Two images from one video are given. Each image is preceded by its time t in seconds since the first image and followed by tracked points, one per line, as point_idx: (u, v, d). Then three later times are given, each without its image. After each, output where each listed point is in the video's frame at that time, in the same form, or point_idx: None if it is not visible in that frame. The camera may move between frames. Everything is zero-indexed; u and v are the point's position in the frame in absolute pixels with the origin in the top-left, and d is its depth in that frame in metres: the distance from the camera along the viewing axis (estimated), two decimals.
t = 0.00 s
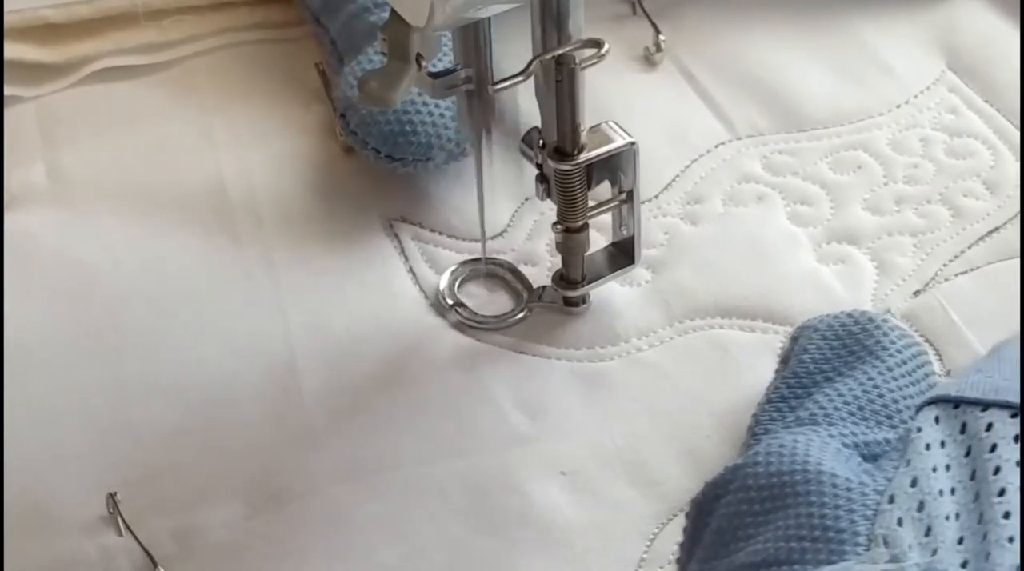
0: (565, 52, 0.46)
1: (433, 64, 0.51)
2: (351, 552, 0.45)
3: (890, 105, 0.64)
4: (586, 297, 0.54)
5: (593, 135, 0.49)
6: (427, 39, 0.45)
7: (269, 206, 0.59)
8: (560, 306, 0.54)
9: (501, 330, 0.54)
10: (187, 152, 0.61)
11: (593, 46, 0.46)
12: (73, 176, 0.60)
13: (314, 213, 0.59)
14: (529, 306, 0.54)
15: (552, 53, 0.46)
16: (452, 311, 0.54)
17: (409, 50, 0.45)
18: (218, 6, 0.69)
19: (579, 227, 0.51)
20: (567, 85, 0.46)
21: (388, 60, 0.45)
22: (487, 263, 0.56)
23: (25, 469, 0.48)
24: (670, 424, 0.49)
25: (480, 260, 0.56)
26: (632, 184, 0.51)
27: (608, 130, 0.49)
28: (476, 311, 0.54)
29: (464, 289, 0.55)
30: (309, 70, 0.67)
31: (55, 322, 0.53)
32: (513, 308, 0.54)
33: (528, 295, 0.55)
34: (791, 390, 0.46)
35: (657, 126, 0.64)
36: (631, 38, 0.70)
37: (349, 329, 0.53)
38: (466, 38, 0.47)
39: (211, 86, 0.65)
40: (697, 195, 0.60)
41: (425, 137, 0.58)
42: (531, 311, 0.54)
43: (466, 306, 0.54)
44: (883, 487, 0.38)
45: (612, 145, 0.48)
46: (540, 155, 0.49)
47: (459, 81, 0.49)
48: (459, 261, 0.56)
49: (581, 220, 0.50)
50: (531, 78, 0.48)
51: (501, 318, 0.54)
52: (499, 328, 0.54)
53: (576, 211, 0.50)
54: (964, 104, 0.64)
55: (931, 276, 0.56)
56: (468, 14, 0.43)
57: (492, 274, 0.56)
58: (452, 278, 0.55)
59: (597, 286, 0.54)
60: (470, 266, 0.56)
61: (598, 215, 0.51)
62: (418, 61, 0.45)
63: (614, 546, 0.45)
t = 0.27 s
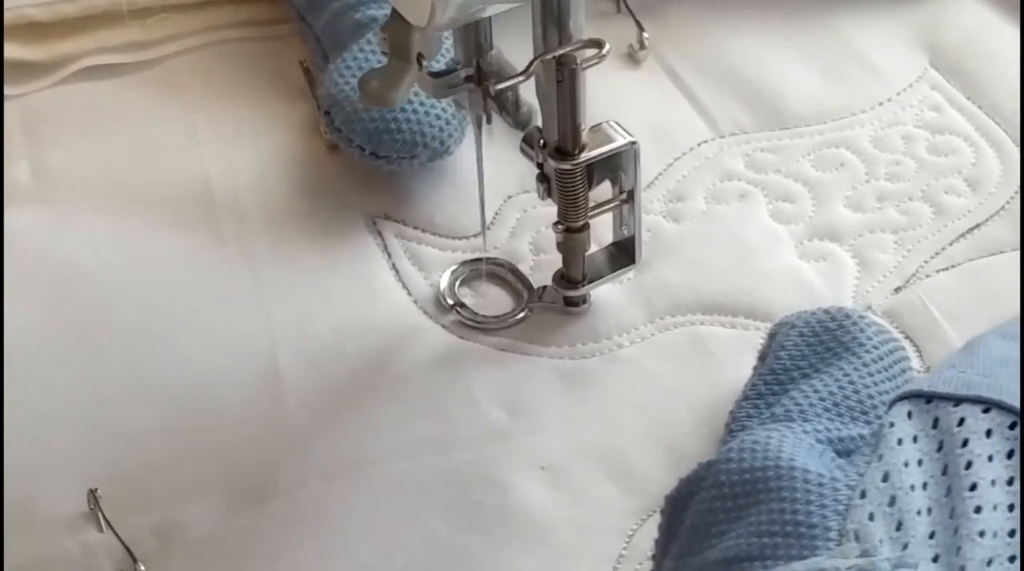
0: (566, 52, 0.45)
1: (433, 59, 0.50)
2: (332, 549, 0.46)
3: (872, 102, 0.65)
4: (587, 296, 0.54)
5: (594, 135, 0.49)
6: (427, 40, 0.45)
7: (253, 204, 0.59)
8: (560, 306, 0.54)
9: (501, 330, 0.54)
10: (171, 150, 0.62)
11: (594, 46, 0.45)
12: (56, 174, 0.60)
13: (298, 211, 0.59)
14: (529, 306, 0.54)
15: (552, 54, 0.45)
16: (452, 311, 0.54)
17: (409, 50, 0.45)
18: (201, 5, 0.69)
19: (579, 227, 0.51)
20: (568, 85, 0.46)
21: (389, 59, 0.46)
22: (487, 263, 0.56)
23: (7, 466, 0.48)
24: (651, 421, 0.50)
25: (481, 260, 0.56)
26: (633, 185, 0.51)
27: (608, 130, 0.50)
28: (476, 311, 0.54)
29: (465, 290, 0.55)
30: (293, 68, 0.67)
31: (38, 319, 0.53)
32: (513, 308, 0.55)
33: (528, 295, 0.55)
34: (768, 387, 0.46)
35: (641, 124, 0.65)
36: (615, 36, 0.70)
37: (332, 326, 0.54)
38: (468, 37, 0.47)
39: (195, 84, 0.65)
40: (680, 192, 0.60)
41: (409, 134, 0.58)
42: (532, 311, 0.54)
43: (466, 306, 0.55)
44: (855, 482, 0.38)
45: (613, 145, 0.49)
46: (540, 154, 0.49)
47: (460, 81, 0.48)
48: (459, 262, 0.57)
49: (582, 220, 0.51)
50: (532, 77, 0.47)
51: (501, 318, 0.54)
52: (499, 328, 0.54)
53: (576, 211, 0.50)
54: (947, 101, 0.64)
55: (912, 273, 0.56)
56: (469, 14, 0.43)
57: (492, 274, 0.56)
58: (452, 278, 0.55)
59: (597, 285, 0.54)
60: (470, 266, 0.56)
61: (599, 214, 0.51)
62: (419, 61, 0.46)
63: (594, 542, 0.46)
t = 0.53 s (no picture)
0: (566, 52, 0.46)
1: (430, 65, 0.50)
2: (318, 544, 0.46)
3: (858, 99, 0.65)
4: (586, 297, 0.54)
5: (593, 135, 0.49)
6: (427, 40, 0.45)
7: (240, 201, 0.59)
8: (560, 307, 0.54)
9: (500, 330, 0.54)
10: (159, 147, 0.62)
11: (593, 47, 0.46)
12: (44, 172, 0.60)
13: (285, 208, 0.59)
14: (528, 307, 0.54)
15: (552, 54, 0.46)
16: (451, 311, 0.54)
17: (409, 50, 0.45)
18: (189, 3, 0.69)
19: (579, 227, 0.51)
20: (567, 85, 0.47)
21: (388, 60, 0.46)
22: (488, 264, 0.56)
23: None
24: (637, 416, 0.50)
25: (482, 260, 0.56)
26: (632, 185, 0.51)
27: (607, 130, 0.49)
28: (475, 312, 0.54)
29: (464, 290, 0.55)
30: (280, 65, 0.67)
31: (25, 316, 0.53)
32: (513, 308, 0.54)
33: (528, 295, 0.55)
34: (751, 381, 0.46)
35: (627, 122, 0.65)
36: (602, 32, 0.70)
37: (319, 322, 0.54)
38: (466, 40, 0.48)
39: (182, 82, 0.66)
40: (666, 189, 0.61)
41: (396, 131, 0.58)
42: (531, 311, 0.54)
43: (466, 307, 0.54)
44: (834, 474, 0.39)
45: (612, 145, 0.49)
46: (539, 155, 0.49)
47: (459, 81, 0.48)
48: (460, 262, 0.57)
49: (581, 221, 0.50)
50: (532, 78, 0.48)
51: (500, 319, 0.54)
52: (497, 328, 0.54)
53: (576, 211, 0.50)
54: (932, 98, 0.65)
55: (897, 268, 0.56)
56: (467, 14, 0.44)
57: (492, 275, 0.56)
58: (452, 279, 0.55)
59: (597, 286, 0.54)
60: (471, 267, 0.56)
61: (598, 214, 0.51)
62: (418, 60, 0.46)
63: (579, 536, 0.46)
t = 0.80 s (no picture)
0: (566, 52, 0.46)
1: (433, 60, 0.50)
2: (315, 527, 0.46)
3: (850, 88, 0.65)
4: (587, 296, 0.54)
5: (594, 135, 0.49)
6: (428, 40, 0.46)
7: (235, 191, 0.59)
8: (560, 306, 0.54)
9: (501, 330, 0.54)
10: (154, 138, 0.62)
11: (594, 46, 0.46)
12: (39, 162, 0.60)
13: (280, 197, 0.59)
14: (529, 306, 0.54)
15: (553, 53, 0.46)
16: (452, 311, 0.54)
17: (409, 50, 0.46)
18: None
19: (579, 227, 0.51)
20: (568, 85, 0.46)
21: (389, 59, 0.47)
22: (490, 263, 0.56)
23: None
24: (631, 401, 0.50)
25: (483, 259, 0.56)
26: (633, 185, 0.51)
27: (608, 130, 0.49)
28: (477, 311, 0.54)
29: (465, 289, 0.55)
30: (275, 55, 0.67)
31: (20, 304, 0.54)
32: (513, 307, 0.54)
33: (528, 294, 0.54)
34: (746, 364, 0.47)
35: (621, 112, 0.65)
36: (596, 22, 0.71)
37: (314, 310, 0.54)
38: (467, 39, 0.47)
39: (177, 73, 0.66)
40: (660, 178, 0.61)
41: (395, 120, 0.59)
42: (532, 310, 0.54)
43: (467, 307, 0.54)
44: (828, 454, 0.39)
45: (613, 145, 0.48)
46: (540, 154, 0.49)
47: (460, 81, 0.48)
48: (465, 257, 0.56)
49: (582, 220, 0.50)
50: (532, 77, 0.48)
51: (501, 318, 0.54)
52: (498, 328, 0.54)
53: (576, 211, 0.50)
54: (923, 87, 0.65)
55: (889, 255, 0.57)
56: (468, 14, 0.44)
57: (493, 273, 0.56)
58: (452, 278, 0.55)
59: (597, 285, 0.54)
60: (471, 265, 0.56)
61: (599, 215, 0.50)
62: (419, 60, 0.46)
63: (574, 520, 0.46)
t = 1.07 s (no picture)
0: (566, 51, 0.46)
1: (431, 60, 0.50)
2: (330, 518, 0.46)
3: (854, 79, 0.65)
4: (587, 296, 0.54)
5: (594, 135, 0.49)
6: (427, 39, 0.46)
7: (244, 184, 0.59)
8: (561, 305, 0.54)
9: (501, 330, 0.53)
10: (162, 132, 0.62)
11: (594, 45, 0.46)
12: (48, 156, 0.60)
13: (288, 190, 0.59)
14: (529, 305, 0.54)
15: (552, 53, 0.46)
16: (452, 310, 0.54)
17: (408, 50, 0.46)
18: None
19: (579, 226, 0.51)
20: (567, 85, 0.46)
21: (388, 59, 0.46)
22: (489, 263, 0.56)
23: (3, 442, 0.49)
24: (642, 391, 0.50)
25: (482, 259, 0.56)
26: (633, 185, 0.51)
27: (607, 130, 0.49)
28: (477, 311, 0.54)
29: (465, 289, 0.55)
30: (280, 49, 0.67)
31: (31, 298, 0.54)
32: (513, 307, 0.54)
33: (528, 294, 0.54)
34: (764, 353, 0.46)
35: (627, 103, 0.65)
36: (600, 15, 0.71)
37: (325, 302, 0.54)
38: (468, 39, 0.47)
39: (182, 67, 0.66)
40: (667, 167, 0.61)
41: (404, 114, 0.59)
42: (532, 310, 0.54)
43: (466, 306, 0.54)
44: (854, 443, 0.39)
45: (612, 145, 0.48)
46: (540, 154, 0.49)
47: (460, 80, 0.49)
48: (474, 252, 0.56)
49: (581, 219, 0.50)
50: (532, 76, 0.48)
51: (501, 317, 0.54)
52: (499, 327, 0.53)
53: (576, 211, 0.50)
54: (928, 77, 0.65)
55: (897, 244, 0.57)
56: (469, 14, 0.44)
57: (493, 274, 0.56)
58: (452, 277, 0.55)
59: (597, 285, 0.54)
60: (471, 265, 0.56)
61: (598, 215, 0.51)
62: (419, 60, 0.46)
63: (588, 509, 0.46)
